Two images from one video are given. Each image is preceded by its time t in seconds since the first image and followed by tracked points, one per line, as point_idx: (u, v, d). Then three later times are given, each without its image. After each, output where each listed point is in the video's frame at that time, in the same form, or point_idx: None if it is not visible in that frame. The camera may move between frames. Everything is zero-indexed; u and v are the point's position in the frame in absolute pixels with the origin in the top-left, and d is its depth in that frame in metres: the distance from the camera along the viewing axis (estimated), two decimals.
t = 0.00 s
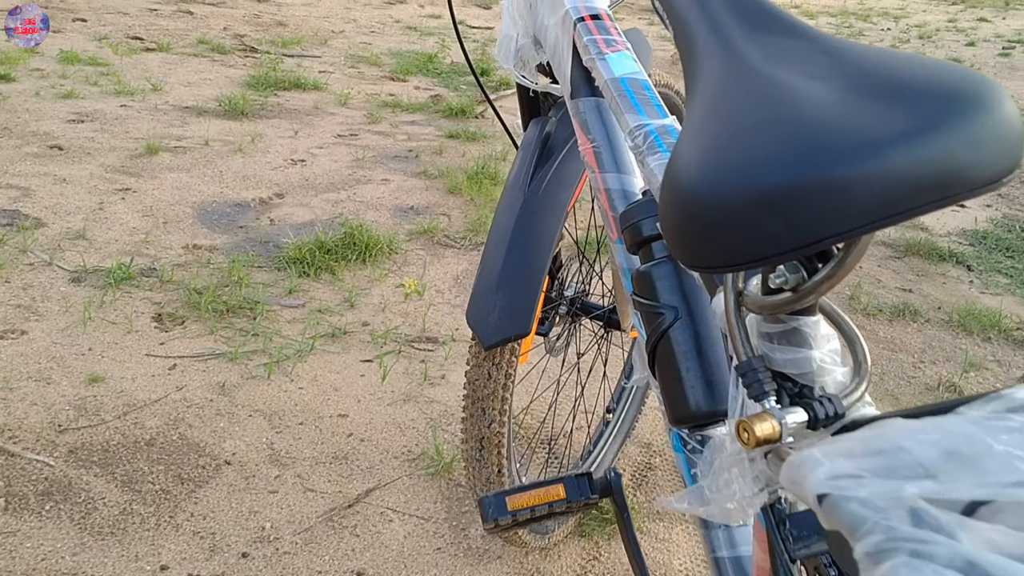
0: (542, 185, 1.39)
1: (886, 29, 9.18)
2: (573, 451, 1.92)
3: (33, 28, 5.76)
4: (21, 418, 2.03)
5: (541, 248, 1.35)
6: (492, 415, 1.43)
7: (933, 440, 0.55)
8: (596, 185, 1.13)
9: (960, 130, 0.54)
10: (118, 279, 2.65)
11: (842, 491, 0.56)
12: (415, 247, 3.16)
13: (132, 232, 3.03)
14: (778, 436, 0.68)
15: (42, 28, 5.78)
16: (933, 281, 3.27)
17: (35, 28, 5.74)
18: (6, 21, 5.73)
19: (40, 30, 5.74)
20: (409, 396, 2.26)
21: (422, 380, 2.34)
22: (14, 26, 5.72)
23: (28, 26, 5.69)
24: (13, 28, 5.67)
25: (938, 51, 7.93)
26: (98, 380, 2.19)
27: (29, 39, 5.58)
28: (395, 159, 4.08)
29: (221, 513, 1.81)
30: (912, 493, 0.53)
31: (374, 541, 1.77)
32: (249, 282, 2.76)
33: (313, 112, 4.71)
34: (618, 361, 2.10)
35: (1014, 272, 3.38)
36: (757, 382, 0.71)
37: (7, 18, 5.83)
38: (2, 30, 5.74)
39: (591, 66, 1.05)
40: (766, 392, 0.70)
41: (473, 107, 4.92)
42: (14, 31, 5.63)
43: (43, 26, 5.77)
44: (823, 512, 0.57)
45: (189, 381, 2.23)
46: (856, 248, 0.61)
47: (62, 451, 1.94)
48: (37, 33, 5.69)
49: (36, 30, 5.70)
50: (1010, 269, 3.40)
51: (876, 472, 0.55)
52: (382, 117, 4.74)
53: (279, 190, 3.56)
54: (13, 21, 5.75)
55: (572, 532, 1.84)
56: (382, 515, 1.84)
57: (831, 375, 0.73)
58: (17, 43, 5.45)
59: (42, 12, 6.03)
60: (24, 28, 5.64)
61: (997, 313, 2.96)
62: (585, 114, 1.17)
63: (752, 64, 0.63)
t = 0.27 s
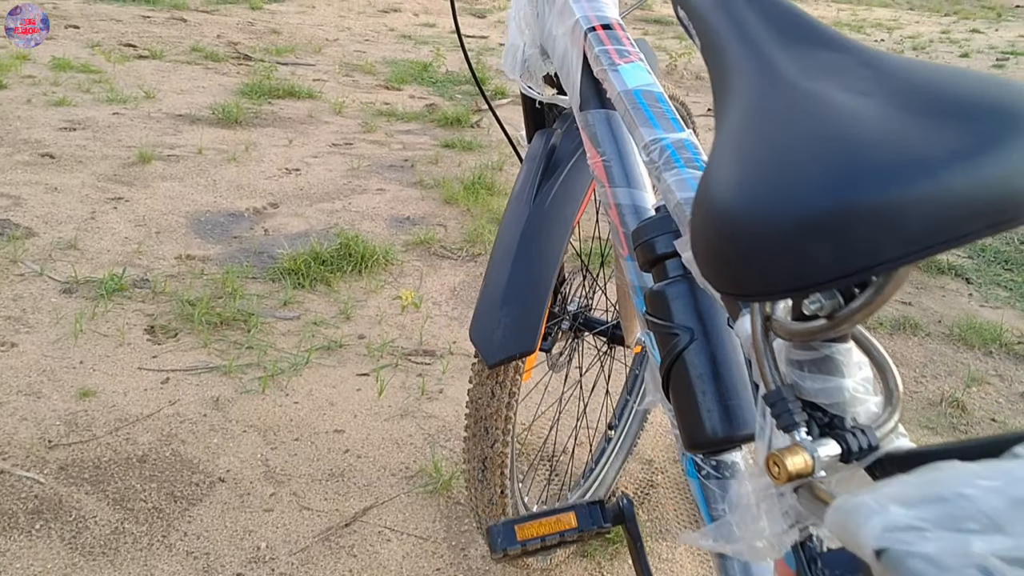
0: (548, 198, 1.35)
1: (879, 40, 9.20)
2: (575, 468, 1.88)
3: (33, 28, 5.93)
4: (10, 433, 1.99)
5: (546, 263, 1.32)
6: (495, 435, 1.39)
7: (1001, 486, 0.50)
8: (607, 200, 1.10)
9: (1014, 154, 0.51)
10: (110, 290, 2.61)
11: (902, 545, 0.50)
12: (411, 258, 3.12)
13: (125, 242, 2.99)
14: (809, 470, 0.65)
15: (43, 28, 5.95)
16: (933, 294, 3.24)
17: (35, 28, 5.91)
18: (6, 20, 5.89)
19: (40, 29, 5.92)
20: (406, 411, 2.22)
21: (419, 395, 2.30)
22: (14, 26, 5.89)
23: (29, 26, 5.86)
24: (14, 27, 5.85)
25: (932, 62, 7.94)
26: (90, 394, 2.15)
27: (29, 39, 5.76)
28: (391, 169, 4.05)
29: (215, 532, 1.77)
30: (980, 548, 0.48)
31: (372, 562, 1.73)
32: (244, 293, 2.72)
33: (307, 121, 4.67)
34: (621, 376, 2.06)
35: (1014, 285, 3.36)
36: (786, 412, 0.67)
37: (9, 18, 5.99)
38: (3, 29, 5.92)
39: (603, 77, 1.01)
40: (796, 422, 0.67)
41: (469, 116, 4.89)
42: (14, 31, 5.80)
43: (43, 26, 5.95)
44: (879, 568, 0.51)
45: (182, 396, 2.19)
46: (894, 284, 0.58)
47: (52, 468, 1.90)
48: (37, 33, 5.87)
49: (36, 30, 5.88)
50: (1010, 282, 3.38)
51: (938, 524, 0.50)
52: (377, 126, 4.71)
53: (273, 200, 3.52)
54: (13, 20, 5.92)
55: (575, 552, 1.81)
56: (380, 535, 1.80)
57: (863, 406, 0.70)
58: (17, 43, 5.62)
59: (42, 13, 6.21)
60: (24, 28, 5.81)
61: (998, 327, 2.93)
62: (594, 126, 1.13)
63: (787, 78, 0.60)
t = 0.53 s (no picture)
0: (555, 208, 1.33)
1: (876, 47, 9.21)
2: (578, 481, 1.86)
3: (33, 28, 6.11)
4: (5, 445, 1.96)
5: (556, 272, 1.29)
6: (500, 449, 1.36)
7: None
8: (617, 212, 1.08)
9: None
10: (107, 298, 2.59)
11: None
12: (411, 266, 3.10)
13: (122, 250, 2.96)
14: (837, 495, 0.63)
15: (42, 28, 6.13)
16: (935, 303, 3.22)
17: (35, 28, 6.10)
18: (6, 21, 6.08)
19: (40, 30, 6.10)
20: (407, 422, 2.19)
21: (420, 406, 2.28)
22: (14, 27, 6.08)
23: (28, 26, 6.05)
24: (14, 28, 6.04)
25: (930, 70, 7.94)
26: (86, 405, 2.12)
27: (29, 39, 5.94)
28: (390, 175, 4.02)
29: (213, 546, 1.74)
30: None
31: None
32: (242, 301, 2.69)
33: (306, 127, 4.65)
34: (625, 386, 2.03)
35: (1017, 293, 3.34)
36: (813, 434, 0.65)
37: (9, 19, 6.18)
38: (3, 30, 6.11)
39: (615, 86, 0.99)
40: (823, 445, 0.65)
41: (468, 122, 4.87)
42: (14, 31, 5.99)
43: (42, 26, 6.13)
44: None
45: (180, 406, 2.16)
46: (926, 310, 0.57)
47: (48, 480, 1.87)
48: (36, 33, 6.05)
49: (35, 30, 6.07)
50: (1013, 291, 3.36)
51: (993, 565, 0.51)
52: (376, 133, 4.68)
53: (271, 207, 3.49)
54: (13, 21, 6.10)
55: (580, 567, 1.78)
56: (380, 549, 1.77)
57: (892, 429, 0.67)
58: (18, 43, 5.81)
59: (42, 13, 6.39)
60: (24, 28, 6.01)
61: (1002, 336, 2.91)
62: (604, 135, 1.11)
63: (816, 91, 0.58)
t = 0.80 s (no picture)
0: (564, 216, 1.30)
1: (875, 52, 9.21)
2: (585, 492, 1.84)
3: (33, 28, 6.11)
4: (3, 455, 1.93)
5: (566, 282, 1.27)
6: (509, 462, 1.34)
7: None
8: (631, 223, 1.06)
9: None
10: (106, 306, 2.56)
11: None
12: (412, 272, 3.07)
13: (120, 256, 2.94)
14: (873, 523, 0.60)
15: (42, 29, 6.14)
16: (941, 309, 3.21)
17: (35, 28, 6.10)
18: (6, 20, 6.07)
19: (40, 30, 6.11)
20: (410, 431, 2.17)
21: (423, 415, 2.25)
22: (13, 27, 6.07)
23: (28, 26, 6.05)
24: (14, 27, 6.03)
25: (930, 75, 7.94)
26: (85, 414, 2.09)
27: (29, 39, 5.94)
28: (390, 180, 4.00)
29: (215, 559, 1.72)
30: None
31: None
32: (242, 309, 2.66)
33: (305, 131, 4.62)
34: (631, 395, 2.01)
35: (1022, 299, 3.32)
36: (846, 458, 0.62)
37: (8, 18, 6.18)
38: (3, 29, 6.11)
39: (630, 94, 0.97)
40: (857, 469, 0.62)
41: (468, 127, 4.85)
42: (14, 31, 5.99)
43: (42, 27, 6.14)
44: None
45: (180, 415, 2.13)
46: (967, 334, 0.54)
47: (46, 492, 1.84)
48: (36, 33, 6.05)
49: (35, 30, 6.07)
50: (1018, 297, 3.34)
51: None
52: (376, 137, 4.66)
53: (271, 212, 3.47)
54: (13, 21, 6.11)
55: None
56: (384, 562, 1.74)
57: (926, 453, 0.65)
58: (17, 43, 5.81)
59: (41, 13, 6.40)
60: (24, 28, 6.00)
61: (1009, 344, 2.89)
62: (617, 144, 1.08)
63: (854, 103, 0.56)
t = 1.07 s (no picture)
0: (577, 232, 1.27)
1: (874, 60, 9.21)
2: (592, 511, 1.80)
3: (33, 28, 6.25)
4: None
5: (578, 301, 1.24)
6: (518, 483, 1.30)
7: None
8: (649, 240, 1.03)
9: None
10: (103, 317, 2.52)
11: None
12: (413, 282, 3.03)
13: (118, 266, 2.90)
14: (922, 568, 0.57)
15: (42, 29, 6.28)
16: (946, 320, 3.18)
17: (35, 29, 6.22)
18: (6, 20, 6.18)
19: (40, 30, 6.24)
20: (412, 446, 2.13)
21: (426, 429, 2.21)
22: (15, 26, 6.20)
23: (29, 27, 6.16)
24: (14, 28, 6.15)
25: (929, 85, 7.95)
26: (82, 429, 2.05)
27: (29, 38, 6.07)
28: (390, 189, 3.96)
29: None
30: None
31: None
32: (241, 320, 2.62)
33: (304, 139, 4.59)
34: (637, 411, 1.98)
35: None
36: (891, 499, 0.59)
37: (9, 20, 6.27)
38: (3, 29, 6.22)
39: (651, 109, 0.93)
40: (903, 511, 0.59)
41: (468, 135, 4.82)
42: (14, 31, 6.10)
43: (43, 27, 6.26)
44: None
45: (178, 430, 2.10)
46: None
47: (42, 509, 1.80)
48: (36, 33, 6.18)
49: (35, 30, 6.19)
50: None
51: None
52: (375, 145, 4.63)
53: (270, 221, 3.43)
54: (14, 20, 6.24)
55: None
56: None
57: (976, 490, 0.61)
58: (17, 43, 5.94)
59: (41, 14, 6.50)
60: (24, 28, 6.12)
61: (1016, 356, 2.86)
62: (635, 159, 1.05)
63: (911, 127, 0.53)
